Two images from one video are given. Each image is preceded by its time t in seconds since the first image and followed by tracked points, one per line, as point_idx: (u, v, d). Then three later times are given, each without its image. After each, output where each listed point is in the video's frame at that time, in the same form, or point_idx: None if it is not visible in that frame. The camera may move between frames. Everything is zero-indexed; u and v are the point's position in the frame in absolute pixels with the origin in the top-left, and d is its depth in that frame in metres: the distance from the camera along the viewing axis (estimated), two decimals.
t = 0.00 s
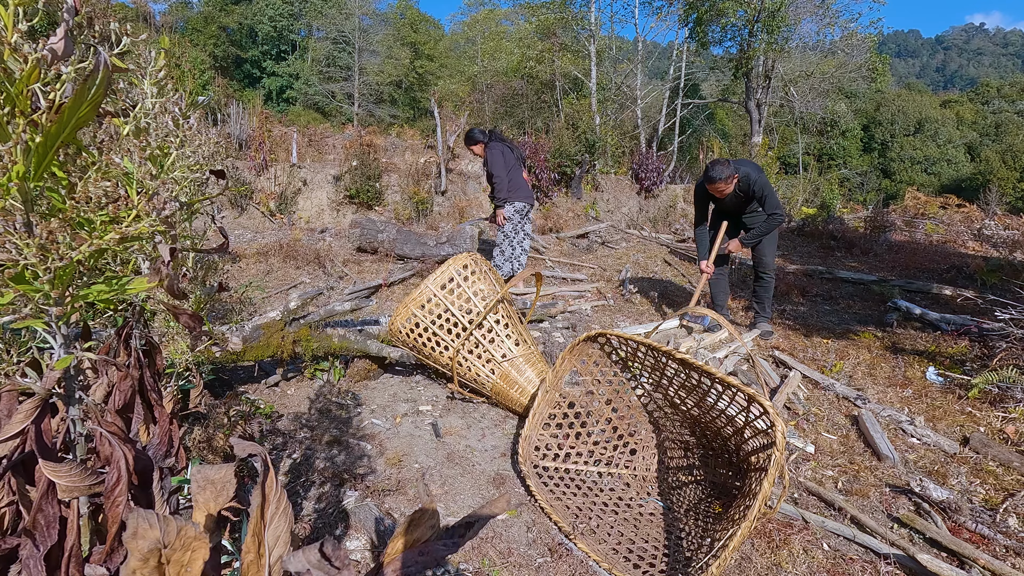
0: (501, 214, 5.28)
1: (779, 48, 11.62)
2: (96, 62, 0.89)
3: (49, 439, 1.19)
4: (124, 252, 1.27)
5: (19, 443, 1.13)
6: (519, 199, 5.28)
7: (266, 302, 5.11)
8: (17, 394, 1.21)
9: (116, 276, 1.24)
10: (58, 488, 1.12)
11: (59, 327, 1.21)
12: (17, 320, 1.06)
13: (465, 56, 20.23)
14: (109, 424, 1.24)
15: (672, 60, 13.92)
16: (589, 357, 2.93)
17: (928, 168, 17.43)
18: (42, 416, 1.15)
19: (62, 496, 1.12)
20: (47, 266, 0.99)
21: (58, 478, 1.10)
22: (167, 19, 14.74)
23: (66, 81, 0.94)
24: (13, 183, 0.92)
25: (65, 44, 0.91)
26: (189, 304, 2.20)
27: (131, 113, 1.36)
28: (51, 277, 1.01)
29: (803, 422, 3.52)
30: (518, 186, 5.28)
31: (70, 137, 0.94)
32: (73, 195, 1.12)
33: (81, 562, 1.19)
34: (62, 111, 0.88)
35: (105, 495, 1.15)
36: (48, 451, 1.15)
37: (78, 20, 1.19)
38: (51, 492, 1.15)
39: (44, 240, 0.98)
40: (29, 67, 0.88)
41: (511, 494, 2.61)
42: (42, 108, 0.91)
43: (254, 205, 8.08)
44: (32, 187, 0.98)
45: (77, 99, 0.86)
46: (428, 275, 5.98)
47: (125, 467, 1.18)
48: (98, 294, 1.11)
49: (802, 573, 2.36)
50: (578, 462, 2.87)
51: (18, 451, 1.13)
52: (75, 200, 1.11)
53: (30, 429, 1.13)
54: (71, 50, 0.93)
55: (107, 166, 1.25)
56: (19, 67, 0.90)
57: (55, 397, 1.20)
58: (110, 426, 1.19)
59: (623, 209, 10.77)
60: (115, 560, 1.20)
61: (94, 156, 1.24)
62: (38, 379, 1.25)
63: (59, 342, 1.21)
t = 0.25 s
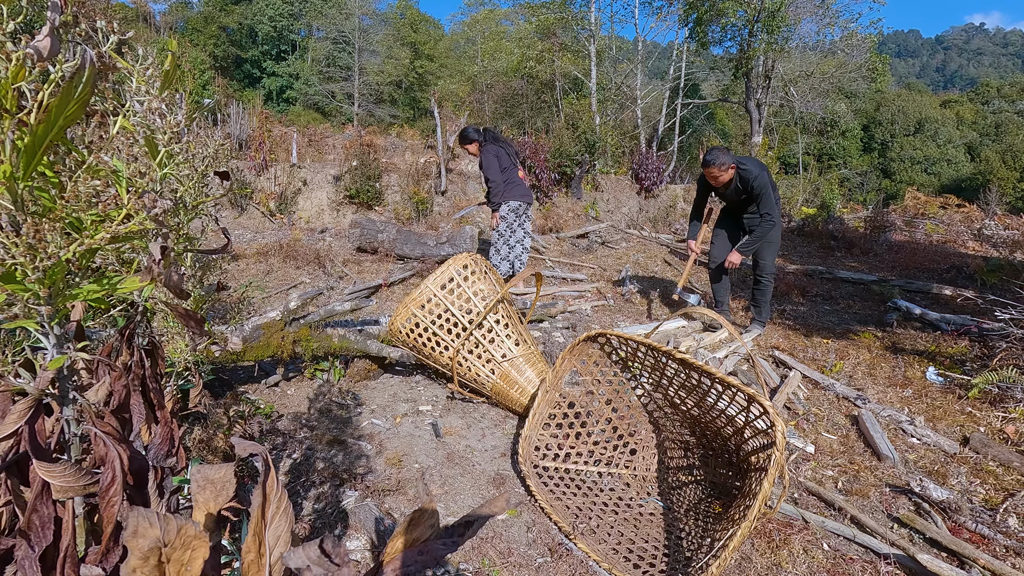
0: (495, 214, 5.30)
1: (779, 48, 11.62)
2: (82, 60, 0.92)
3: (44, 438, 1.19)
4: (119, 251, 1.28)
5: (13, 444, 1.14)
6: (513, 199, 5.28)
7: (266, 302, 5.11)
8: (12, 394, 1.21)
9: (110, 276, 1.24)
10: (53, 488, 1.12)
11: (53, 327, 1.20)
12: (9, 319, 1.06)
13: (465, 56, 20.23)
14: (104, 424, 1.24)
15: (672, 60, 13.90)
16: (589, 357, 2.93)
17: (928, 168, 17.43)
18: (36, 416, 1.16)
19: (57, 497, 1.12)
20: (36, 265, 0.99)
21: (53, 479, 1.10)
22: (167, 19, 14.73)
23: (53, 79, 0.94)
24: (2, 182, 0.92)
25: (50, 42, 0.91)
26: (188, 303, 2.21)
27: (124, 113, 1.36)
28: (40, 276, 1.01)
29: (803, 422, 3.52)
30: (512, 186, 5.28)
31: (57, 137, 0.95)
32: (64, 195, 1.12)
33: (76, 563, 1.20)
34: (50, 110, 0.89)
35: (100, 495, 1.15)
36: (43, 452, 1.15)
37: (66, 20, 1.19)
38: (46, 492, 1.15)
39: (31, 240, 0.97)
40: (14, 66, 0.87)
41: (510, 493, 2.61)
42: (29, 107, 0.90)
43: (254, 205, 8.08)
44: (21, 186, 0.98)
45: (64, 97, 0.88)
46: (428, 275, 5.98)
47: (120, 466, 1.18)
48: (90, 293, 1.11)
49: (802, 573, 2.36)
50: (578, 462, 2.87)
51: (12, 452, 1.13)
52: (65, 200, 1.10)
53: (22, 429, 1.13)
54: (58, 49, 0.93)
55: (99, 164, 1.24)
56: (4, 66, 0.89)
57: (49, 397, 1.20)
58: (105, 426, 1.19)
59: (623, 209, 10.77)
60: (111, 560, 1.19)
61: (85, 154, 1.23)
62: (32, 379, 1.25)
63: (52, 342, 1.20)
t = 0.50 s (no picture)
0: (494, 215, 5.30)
1: (779, 48, 11.62)
2: (102, 64, 0.89)
3: (52, 438, 1.19)
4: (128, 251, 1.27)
5: (21, 443, 1.13)
6: (510, 198, 5.31)
7: (266, 302, 5.11)
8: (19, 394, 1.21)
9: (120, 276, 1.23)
10: (61, 488, 1.12)
11: (63, 327, 1.20)
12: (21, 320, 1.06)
13: (465, 56, 20.24)
14: (110, 424, 1.24)
15: (672, 60, 13.89)
16: (589, 357, 2.93)
17: (929, 168, 17.42)
18: (44, 416, 1.16)
19: (64, 496, 1.11)
20: (53, 266, 0.99)
21: (61, 478, 1.10)
22: (167, 19, 14.74)
23: (70, 81, 0.95)
24: (19, 183, 0.92)
25: (70, 45, 0.90)
26: (188, 303, 2.21)
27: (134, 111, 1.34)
28: (56, 277, 1.01)
29: (803, 422, 3.53)
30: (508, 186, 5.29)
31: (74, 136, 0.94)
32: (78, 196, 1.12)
33: (84, 561, 1.19)
34: (67, 112, 0.89)
35: (107, 495, 1.15)
36: (50, 451, 1.15)
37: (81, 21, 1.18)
38: (53, 492, 1.14)
39: (48, 241, 0.98)
40: (33, 68, 0.88)
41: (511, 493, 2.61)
42: (46, 108, 0.90)
43: (254, 205, 8.08)
44: (36, 186, 0.97)
45: (81, 100, 0.87)
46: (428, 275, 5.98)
47: (128, 466, 1.18)
48: (103, 294, 1.12)
49: (802, 573, 2.36)
50: (578, 462, 2.87)
51: (22, 451, 1.14)
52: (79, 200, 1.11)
53: (32, 428, 1.13)
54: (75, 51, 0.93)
55: (111, 165, 1.25)
56: (24, 68, 0.90)
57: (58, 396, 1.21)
58: (113, 426, 1.19)
59: (623, 208, 10.77)
60: (117, 560, 1.19)
61: (97, 155, 1.23)
62: (41, 379, 1.26)
63: (62, 342, 1.20)
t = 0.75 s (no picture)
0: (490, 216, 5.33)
1: (779, 48, 11.62)
2: (102, 66, 0.90)
3: (52, 438, 1.19)
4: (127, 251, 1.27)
5: (21, 443, 1.13)
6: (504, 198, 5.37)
7: (266, 302, 5.11)
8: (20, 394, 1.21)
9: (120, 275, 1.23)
10: (61, 487, 1.12)
11: (64, 327, 1.21)
12: (21, 319, 1.06)
13: (465, 56, 20.25)
14: (111, 423, 1.24)
15: (672, 60, 13.86)
16: (589, 357, 2.93)
17: (929, 168, 17.41)
18: (45, 415, 1.16)
19: (64, 496, 1.12)
20: (54, 266, 0.99)
21: (61, 477, 1.11)
22: (167, 19, 14.73)
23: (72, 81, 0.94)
24: (20, 184, 0.92)
25: (72, 46, 0.90)
26: (189, 303, 2.22)
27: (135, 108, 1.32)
28: (57, 277, 1.01)
29: (803, 422, 3.52)
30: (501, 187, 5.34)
31: (76, 138, 0.93)
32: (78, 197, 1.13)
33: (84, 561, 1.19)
34: (69, 112, 0.87)
35: (107, 494, 1.15)
36: (51, 451, 1.15)
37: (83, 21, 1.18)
38: (54, 491, 1.14)
39: (49, 240, 0.98)
40: (36, 68, 0.88)
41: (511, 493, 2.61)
42: (49, 109, 0.91)
43: (253, 205, 8.07)
44: (37, 186, 0.97)
45: (84, 99, 0.86)
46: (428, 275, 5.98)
47: (127, 466, 1.18)
48: (103, 293, 1.12)
49: (802, 573, 2.36)
50: (578, 462, 2.87)
51: (22, 450, 1.14)
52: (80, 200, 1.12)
53: (32, 429, 1.14)
54: (76, 51, 0.92)
55: (113, 167, 1.25)
56: (27, 69, 0.90)
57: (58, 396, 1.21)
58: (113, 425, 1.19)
59: (623, 208, 10.77)
60: (117, 560, 1.19)
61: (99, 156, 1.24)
62: (41, 379, 1.25)
63: (62, 342, 1.20)
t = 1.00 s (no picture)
0: (487, 216, 5.75)
1: (779, 48, 11.63)
2: (87, 61, 0.91)
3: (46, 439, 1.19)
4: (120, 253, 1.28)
5: (14, 445, 1.13)
6: (499, 198, 5.77)
7: (266, 302, 5.11)
8: (12, 395, 1.21)
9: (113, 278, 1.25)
10: (56, 489, 1.12)
11: (56, 328, 1.20)
12: (9, 319, 1.05)
13: (465, 56, 20.25)
14: (105, 425, 1.24)
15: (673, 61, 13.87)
16: (589, 358, 2.93)
17: (929, 168, 17.41)
18: (38, 417, 1.16)
19: (59, 498, 1.11)
20: (40, 266, 0.98)
21: (54, 480, 1.10)
22: (167, 19, 14.72)
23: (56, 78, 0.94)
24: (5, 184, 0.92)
25: (55, 42, 0.91)
26: (188, 303, 2.22)
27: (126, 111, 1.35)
28: (44, 278, 1.01)
29: (803, 422, 3.52)
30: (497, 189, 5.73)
31: (61, 135, 0.96)
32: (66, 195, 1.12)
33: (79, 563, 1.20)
34: (53, 110, 0.90)
35: (102, 496, 1.15)
36: (44, 453, 1.15)
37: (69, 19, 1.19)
38: (47, 493, 1.14)
39: (35, 241, 0.97)
40: (18, 66, 0.87)
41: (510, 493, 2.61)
42: (33, 107, 0.91)
43: (254, 205, 8.07)
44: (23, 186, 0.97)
45: (68, 97, 0.88)
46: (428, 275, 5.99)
47: (122, 468, 1.18)
48: (92, 294, 1.11)
49: (802, 573, 2.36)
50: (578, 462, 2.87)
51: (14, 453, 1.14)
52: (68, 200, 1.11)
53: (24, 431, 1.13)
54: (60, 48, 0.93)
55: (99, 165, 1.24)
56: (8, 66, 0.90)
57: (51, 397, 1.20)
58: (106, 427, 1.19)
59: (623, 208, 10.77)
60: (113, 561, 1.19)
61: (87, 155, 1.23)
62: (34, 380, 1.25)
63: (54, 343, 1.19)
